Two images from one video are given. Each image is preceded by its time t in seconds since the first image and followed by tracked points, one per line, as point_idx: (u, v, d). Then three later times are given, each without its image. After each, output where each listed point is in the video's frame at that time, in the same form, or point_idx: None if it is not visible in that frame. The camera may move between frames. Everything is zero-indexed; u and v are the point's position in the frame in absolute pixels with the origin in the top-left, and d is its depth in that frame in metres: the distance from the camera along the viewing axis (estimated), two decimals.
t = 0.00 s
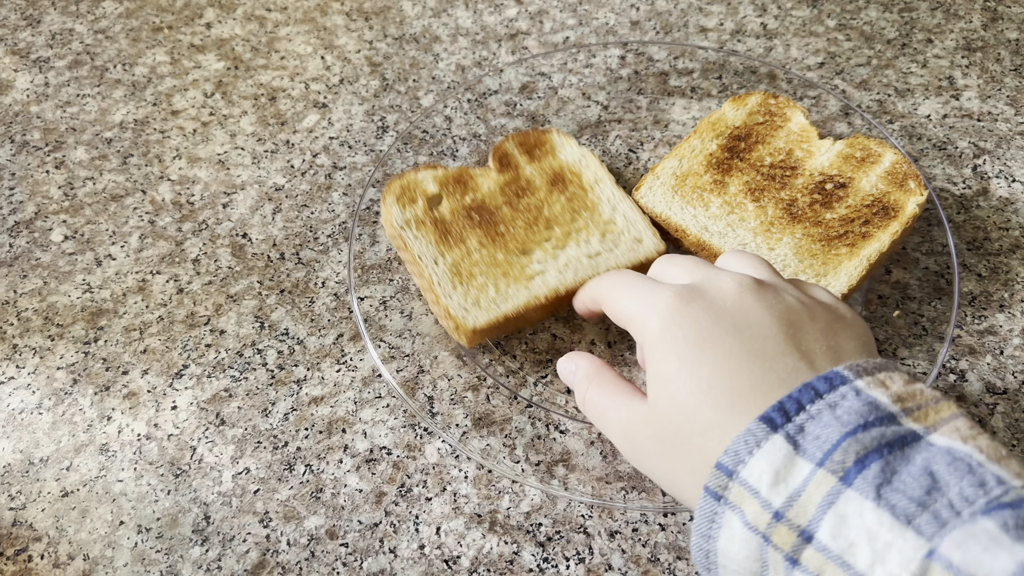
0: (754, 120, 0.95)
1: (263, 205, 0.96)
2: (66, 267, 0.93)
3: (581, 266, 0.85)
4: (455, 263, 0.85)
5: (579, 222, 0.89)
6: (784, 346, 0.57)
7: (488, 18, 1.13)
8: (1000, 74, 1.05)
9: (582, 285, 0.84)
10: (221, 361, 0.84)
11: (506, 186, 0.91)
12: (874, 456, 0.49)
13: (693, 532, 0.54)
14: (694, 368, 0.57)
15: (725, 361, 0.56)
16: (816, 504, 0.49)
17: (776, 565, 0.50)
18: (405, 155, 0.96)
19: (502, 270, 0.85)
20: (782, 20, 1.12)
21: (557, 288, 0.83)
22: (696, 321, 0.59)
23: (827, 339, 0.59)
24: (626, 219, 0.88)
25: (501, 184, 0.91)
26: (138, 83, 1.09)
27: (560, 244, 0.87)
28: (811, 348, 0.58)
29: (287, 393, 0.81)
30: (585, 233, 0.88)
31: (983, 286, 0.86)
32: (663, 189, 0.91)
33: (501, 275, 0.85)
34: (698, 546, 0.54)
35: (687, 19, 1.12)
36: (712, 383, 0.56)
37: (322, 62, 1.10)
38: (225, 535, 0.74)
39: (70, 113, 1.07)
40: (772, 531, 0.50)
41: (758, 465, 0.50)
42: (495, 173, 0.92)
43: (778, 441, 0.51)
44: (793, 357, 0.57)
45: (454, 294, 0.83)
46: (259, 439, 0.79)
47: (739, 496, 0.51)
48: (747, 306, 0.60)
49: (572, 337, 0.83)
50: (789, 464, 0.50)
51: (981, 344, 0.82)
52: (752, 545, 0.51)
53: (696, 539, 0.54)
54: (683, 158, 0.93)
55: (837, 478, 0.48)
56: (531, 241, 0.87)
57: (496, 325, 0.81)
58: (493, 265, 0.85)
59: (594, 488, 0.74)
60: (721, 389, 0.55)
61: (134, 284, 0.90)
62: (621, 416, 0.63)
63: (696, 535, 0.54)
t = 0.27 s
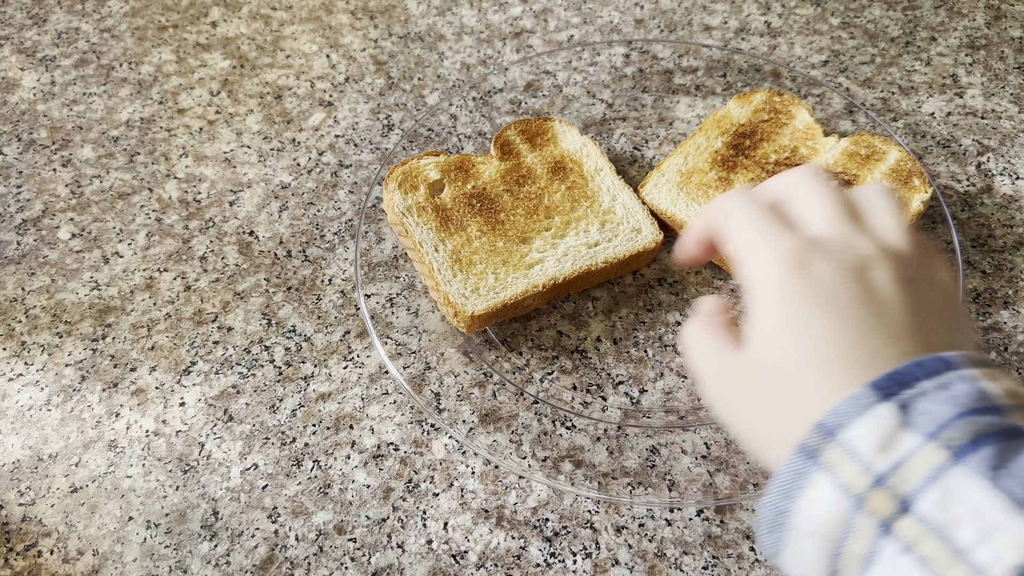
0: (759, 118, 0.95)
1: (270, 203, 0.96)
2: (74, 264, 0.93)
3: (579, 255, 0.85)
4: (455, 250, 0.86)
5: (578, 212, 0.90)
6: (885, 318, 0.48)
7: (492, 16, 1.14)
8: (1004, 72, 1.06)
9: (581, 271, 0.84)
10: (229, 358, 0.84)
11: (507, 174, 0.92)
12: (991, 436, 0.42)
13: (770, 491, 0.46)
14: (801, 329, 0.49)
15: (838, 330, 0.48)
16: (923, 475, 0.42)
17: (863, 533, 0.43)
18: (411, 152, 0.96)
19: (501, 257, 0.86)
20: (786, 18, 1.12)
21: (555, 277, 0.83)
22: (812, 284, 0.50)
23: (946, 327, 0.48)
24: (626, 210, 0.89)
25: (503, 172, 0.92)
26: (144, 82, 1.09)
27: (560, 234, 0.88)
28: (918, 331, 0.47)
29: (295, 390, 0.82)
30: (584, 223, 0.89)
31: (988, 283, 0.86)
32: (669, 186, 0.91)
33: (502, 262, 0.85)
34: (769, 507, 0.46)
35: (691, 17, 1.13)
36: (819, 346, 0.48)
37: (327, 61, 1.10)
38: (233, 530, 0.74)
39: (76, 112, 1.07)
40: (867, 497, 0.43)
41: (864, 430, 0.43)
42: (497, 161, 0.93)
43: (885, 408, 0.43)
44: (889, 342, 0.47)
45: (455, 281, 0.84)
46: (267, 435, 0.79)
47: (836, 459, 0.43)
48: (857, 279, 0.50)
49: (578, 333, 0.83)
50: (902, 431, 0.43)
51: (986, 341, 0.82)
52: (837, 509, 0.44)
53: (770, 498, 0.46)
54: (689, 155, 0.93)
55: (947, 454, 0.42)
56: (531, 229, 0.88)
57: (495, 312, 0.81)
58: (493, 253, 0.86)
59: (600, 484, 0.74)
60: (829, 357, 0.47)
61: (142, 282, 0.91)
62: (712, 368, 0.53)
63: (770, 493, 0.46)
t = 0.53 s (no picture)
0: (757, 117, 0.96)
1: (272, 202, 0.97)
2: (77, 263, 0.94)
3: (580, 253, 0.86)
4: (457, 248, 0.87)
5: (578, 210, 0.90)
6: (995, 301, 0.64)
7: (493, 17, 1.14)
8: (1001, 72, 1.06)
9: (582, 269, 0.84)
10: (232, 355, 0.85)
11: (508, 173, 0.92)
12: None
13: (893, 441, 0.57)
14: (930, 313, 0.63)
15: (955, 316, 0.62)
16: None
17: (984, 479, 0.53)
18: (412, 152, 0.97)
19: (502, 256, 0.86)
20: (785, 18, 1.13)
21: (556, 275, 0.84)
22: (940, 280, 0.65)
23: None
24: (626, 209, 0.90)
25: (503, 171, 0.92)
26: (147, 82, 1.10)
27: (560, 232, 0.89)
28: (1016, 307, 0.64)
29: (297, 387, 0.82)
30: (584, 221, 0.89)
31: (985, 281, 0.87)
32: (668, 185, 0.92)
33: (502, 261, 0.86)
34: (889, 455, 0.58)
35: (690, 17, 1.13)
36: (943, 326, 0.62)
37: (329, 61, 1.11)
38: (237, 527, 0.75)
39: (79, 112, 1.08)
40: (992, 446, 0.53)
41: (991, 385, 0.54)
42: (497, 161, 0.93)
43: (1015, 372, 0.54)
44: (1005, 323, 0.62)
45: (457, 280, 0.84)
46: (270, 432, 0.80)
47: (960, 410, 0.55)
48: (979, 278, 0.65)
49: (578, 331, 0.84)
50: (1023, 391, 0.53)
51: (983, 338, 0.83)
52: (958, 458, 0.54)
53: (893, 448, 0.57)
54: (687, 154, 0.94)
55: None
56: (532, 228, 0.88)
57: (497, 310, 0.82)
58: (494, 251, 0.86)
59: (601, 480, 0.75)
60: (956, 334, 0.61)
61: (145, 280, 0.92)
62: (801, 359, 0.68)
63: (895, 443, 0.57)
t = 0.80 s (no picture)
0: (751, 117, 0.96)
1: (271, 202, 0.97)
2: (77, 263, 0.94)
3: (574, 252, 0.86)
4: (451, 249, 0.87)
5: (572, 209, 0.91)
6: (1005, 308, 0.63)
7: (491, 17, 1.15)
8: (997, 70, 1.07)
9: (576, 268, 0.85)
10: (232, 355, 0.86)
11: (501, 174, 0.92)
12: None
13: (899, 441, 0.58)
14: (942, 323, 0.62)
15: (968, 324, 0.62)
16: None
17: (986, 482, 0.54)
18: (411, 152, 0.97)
19: (497, 256, 0.86)
20: (782, 18, 1.13)
21: (552, 274, 0.84)
22: (950, 289, 0.64)
23: None
24: (619, 207, 0.90)
25: (496, 171, 0.93)
26: (146, 83, 1.10)
27: (554, 231, 0.89)
28: None
29: (297, 386, 0.83)
30: (578, 220, 0.90)
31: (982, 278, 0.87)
32: (660, 184, 0.92)
33: (498, 260, 0.86)
34: (894, 455, 0.58)
35: (688, 17, 1.14)
36: (956, 336, 0.61)
37: (328, 61, 1.11)
38: (238, 525, 0.75)
39: (79, 112, 1.08)
40: (996, 450, 0.53)
41: (998, 391, 0.54)
42: (490, 161, 0.93)
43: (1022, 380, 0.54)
44: (1014, 333, 0.61)
45: (453, 280, 0.84)
46: (271, 431, 0.80)
47: (966, 415, 0.55)
48: (987, 283, 0.65)
49: (577, 330, 0.85)
50: None
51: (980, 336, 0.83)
52: (961, 460, 0.55)
53: (898, 449, 0.58)
54: (681, 153, 0.94)
55: None
56: (527, 227, 0.88)
57: (493, 309, 0.82)
58: (489, 251, 0.87)
59: (600, 477, 0.75)
60: (967, 344, 0.61)
61: (145, 280, 0.92)
62: (829, 364, 0.68)
63: (900, 445, 0.58)
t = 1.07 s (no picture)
0: (767, 146, 0.93)
1: (261, 205, 0.97)
2: (67, 266, 0.94)
3: (562, 253, 0.87)
4: (439, 251, 0.87)
5: (560, 211, 0.91)
6: (997, 353, 0.60)
7: (480, 19, 1.15)
8: (982, 71, 1.07)
9: (562, 270, 0.85)
10: (221, 357, 0.86)
11: (489, 176, 0.93)
12: None
13: (886, 492, 0.58)
14: (927, 376, 0.60)
15: (955, 374, 0.59)
16: None
17: (969, 540, 0.54)
18: (400, 154, 0.98)
19: (485, 257, 0.87)
20: (769, 19, 1.14)
21: (539, 275, 0.85)
22: (938, 334, 0.61)
23: None
24: (606, 209, 0.91)
25: (484, 173, 0.93)
26: (136, 86, 1.11)
27: (542, 232, 0.89)
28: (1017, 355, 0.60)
29: (286, 388, 0.83)
30: (565, 221, 0.90)
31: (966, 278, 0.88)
32: (654, 194, 0.92)
33: (485, 262, 0.87)
34: (883, 506, 0.58)
35: (676, 19, 1.14)
36: (944, 387, 0.59)
37: (317, 64, 1.11)
38: (226, 526, 0.75)
39: (69, 116, 1.08)
40: (981, 508, 0.53)
41: (985, 447, 0.54)
42: (478, 163, 0.94)
43: (1010, 435, 0.54)
44: (1003, 381, 0.58)
45: (441, 281, 0.85)
46: (259, 433, 0.81)
47: (953, 469, 0.55)
48: (979, 322, 0.62)
49: (565, 330, 0.85)
50: (1017, 455, 0.53)
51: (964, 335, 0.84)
52: (947, 516, 0.54)
53: (886, 500, 0.58)
54: (685, 168, 0.93)
55: None
56: (514, 229, 0.89)
57: (480, 311, 0.83)
58: (477, 253, 0.87)
59: (587, 477, 0.75)
60: (954, 398, 0.58)
61: (135, 283, 0.92)
62: (820, 409, 0.66)
63: (888, 495, 0.58)
